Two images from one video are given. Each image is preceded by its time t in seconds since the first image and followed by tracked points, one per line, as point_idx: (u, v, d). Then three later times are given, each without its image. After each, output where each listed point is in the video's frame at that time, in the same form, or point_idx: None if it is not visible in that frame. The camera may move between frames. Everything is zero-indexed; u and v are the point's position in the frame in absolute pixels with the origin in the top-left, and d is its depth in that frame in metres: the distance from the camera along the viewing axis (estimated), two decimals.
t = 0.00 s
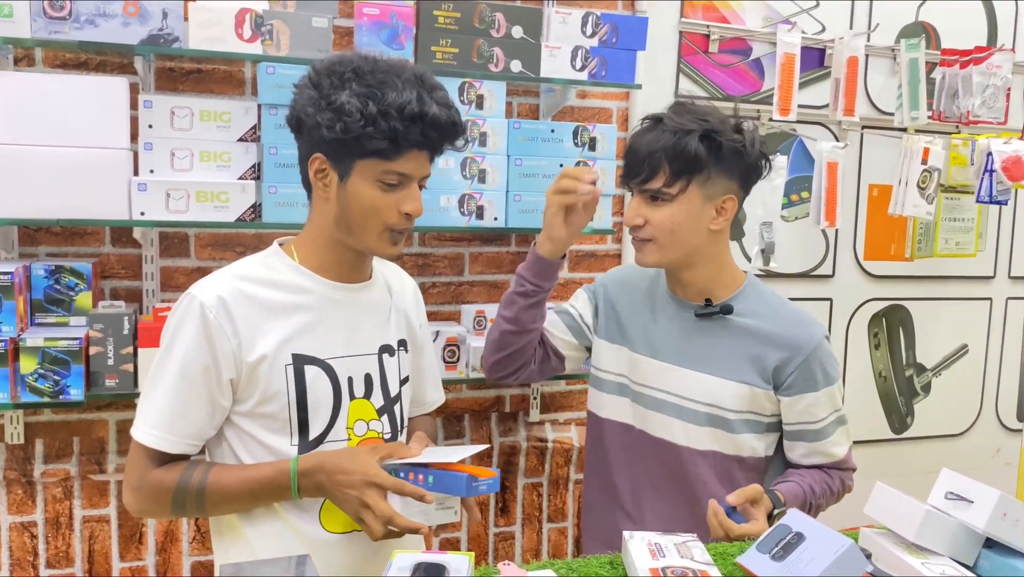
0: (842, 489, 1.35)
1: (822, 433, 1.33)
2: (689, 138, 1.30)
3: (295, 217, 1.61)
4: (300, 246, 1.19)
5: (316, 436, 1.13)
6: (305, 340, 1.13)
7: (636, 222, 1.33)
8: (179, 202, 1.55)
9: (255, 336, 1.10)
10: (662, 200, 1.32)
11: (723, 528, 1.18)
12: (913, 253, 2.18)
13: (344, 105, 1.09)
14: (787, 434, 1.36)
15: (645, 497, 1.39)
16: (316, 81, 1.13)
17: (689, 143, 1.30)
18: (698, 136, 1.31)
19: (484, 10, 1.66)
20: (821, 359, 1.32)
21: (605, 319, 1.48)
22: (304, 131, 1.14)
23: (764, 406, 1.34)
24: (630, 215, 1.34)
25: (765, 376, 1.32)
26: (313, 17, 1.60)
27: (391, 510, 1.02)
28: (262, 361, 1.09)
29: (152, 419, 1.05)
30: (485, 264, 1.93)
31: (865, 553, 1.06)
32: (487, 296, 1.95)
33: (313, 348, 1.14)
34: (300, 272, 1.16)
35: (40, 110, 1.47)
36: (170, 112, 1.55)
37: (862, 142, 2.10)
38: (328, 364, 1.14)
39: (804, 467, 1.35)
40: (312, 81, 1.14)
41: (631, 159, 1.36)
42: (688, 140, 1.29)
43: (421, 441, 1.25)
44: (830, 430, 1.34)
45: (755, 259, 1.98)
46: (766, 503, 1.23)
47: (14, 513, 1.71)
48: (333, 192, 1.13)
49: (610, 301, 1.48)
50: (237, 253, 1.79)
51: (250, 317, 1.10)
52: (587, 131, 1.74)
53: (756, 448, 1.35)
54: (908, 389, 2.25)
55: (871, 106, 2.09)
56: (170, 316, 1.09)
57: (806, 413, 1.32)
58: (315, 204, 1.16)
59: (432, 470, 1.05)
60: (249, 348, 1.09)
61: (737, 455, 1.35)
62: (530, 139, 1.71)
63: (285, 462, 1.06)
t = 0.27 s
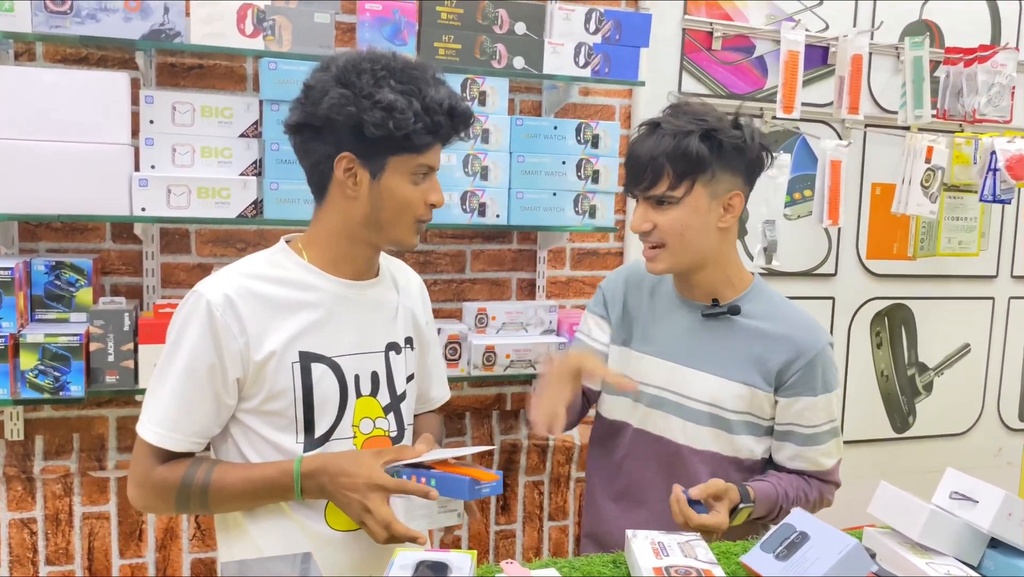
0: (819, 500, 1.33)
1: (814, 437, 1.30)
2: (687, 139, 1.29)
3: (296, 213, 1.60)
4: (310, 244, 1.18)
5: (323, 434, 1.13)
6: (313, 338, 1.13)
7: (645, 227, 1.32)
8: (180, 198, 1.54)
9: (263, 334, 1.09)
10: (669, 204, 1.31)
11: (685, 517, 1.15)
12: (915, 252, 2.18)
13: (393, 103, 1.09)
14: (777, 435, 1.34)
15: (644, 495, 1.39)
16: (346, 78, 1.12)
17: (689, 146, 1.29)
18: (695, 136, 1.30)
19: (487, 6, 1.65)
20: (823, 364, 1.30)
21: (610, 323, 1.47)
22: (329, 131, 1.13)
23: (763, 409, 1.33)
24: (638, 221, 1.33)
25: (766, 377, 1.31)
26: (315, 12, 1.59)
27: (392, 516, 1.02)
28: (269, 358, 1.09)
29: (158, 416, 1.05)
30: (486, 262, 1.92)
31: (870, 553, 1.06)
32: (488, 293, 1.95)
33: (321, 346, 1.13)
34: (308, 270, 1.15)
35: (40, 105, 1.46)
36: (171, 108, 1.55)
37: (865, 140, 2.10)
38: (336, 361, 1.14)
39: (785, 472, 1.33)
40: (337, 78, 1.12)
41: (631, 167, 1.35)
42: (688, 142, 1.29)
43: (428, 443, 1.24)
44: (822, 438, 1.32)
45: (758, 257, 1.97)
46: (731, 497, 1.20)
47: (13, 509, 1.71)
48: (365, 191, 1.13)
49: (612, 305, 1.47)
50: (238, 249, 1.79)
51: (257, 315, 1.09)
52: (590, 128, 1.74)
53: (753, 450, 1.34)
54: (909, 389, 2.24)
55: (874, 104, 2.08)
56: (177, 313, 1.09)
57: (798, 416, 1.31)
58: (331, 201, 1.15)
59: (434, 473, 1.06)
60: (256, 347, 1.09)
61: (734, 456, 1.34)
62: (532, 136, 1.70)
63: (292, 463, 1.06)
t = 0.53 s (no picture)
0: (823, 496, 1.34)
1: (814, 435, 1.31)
2: (685, 135, 1.29)
3: (297, 210, 1.60)
4: (313, 242, 1.18)
5: (327, 431, 1.13)
6: (317, 336, 1.12)
7: (640, 222, 1.32)
8: (181, 194, 1.54)
9: (268, 332, 1.09)
10: (665, 201, 1.31)
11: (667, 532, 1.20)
12: (916, 251, 2.18)
13: (399, 101, 1.09)
14: (779, 433, 1.35)
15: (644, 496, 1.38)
16: (351, 77, 1.11)
17: (687, 141, 1.29)
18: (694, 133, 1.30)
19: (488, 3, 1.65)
20: (824, 362, 1.30)
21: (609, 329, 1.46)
22: (334, 130, 1.12)
23: (766, 408, 1.33)
24: (635, 216, 1.33)
25: (770, 376, 1.31)
26: (316, 8, 1.59)
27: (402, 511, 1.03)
28: (274, 357, 1.09)
29: (160, 415, 1.04)
30: (487, 259, 1.92)
31: (871, 553, 1.06)
32: (489, 291, 1.94)
33: (325, 343, 1.13)
34: (312, 268, 1.15)
35: (40, 100, 1.46)
36: (172, 104, 1.54)
37: (867, 139, 2.09)
38: (339, 359, 1.14)
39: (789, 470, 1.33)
40: (342, 77, 1.11)
41: (630, 161, 1.35)
42: (685, 138, 1.29)
43: (432, 438, 1.25)
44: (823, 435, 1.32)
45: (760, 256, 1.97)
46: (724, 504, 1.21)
47: (13, 506, 1.70)
48: (372, 188, 1.13)
49: (610, 310, 1.47)
50: (239, 246, 1.78)
51: (262, 313, 1.09)
52: (591, 126, 1.73)
53: (756, 449, 1.34)
54: (910, 388, 2.24)
55: (875, 103, 2.08)
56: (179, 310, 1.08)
57: (802, 412, 1.31)
58: (337, 199, 1.15)
59: (435, 471, 1.06)
60: (261, 345, 1.08)
61: (737, 455, 1.34)
62: (534, 134, 1.70)
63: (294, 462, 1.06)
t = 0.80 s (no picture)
0: (821, 494, 1.32)
1: (809, 432, 1.30)
2: (687, 138, 1.29)
3: (296, 207, 1.60)
4: (314, 240, 1.18)
5: (327, 429, 1.14)
6: (317, 333, 1.13)
7: (648, 229, 1.30)
8: (180, 191, 1.54)
9: (270, 330, 1.09)
10: (669, 206, 1.29)
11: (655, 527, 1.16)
12: (915, 250, 2.18)
13: (402, 97, 1.09)
14: (773, 430, 1.34)
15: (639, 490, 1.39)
16: (353, 75, 1.11)
17: (690, 144, 1.28)
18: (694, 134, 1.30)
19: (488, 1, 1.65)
20: (816, 356, 1.30)
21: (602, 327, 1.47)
22: (337, 128, 1.12)
23: (759, 403, 1.33)
24: (639, 224, 1.31)
25: (762, 370, 1.31)
26: (316, 6, 1.59)
27: (405, 504, 1.04)
28: (275, 354, 1.09)
29: (161, 412, 1.04)
30: (486, 257, 1.92)
31: (869, 552, 1.06)
32: (488, 289, 1.94)
33: (325, 341, 1.13)
34: (313, 265, 1.15)
35: (40, 97, 1.46)
36: (171, 101, 1.54)
37: (866, 138, 2.09)
38: (340, 357, 1.14)
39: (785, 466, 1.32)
40: (344, 74, 1.11)
41: (625, 167, 1.33)
42: (688, 140, 1.28)
43: (431, 434, 1.26)
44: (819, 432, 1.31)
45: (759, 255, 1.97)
46: (709, 489, 1.20)
47: (11, 502, 1.71)
48: (373, 185, 1.13)
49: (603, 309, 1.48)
50: (238, 243, 1.79)
51: (263, 310, 1.09)
52: (590, 124, 1.73)
53: (751, 446, 1.34)
54: (908, 387, 2.24)
55: (875, 102, 2.07)
56: (179, 307, 1.08)
57: (793, 409, 1.30)
58: (338, 195, 1.15)
59: (431, 467, 1.07)
60: (261, 343, 1.08)
61: (733, 451, 1.34)
62: (533, 132, 1.70)
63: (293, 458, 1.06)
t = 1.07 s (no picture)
0: (818, 484, 1.34)
1: (803, 420, 1.31)
2: (684, 140, 1.29)
3: (295, 206, 1.60)
4: (315, 239, 1.18)
5: (326, 428, 1.14)
6: (317, 333, 1.13)
7: (644, 232, 1.29)
8: (179, 189, 1.54)
9: (269, 329, 1.09)
10: (666, 208, 1.29)
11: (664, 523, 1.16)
12: (914, 250, 2.19)
13: (410, 101, 1.10)
14: (766, 421, 1.35)
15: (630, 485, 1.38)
16: (365, 76, 1.11)
17: (689, 146, 1.29)
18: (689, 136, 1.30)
19: None
20: (804, 343, 1.32)
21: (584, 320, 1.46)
22: (345, 128, 1.12)
23: (750, 391, 1.34)
24: (637, 227, 1.30)
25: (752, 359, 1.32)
26: (315, 4, 1.59)
27: (404, 510, 1.04)
28: (275, 353, 1.09)
29: (160, 411, 1.05)
30: (485, 256, 1.92)
31: (865, 551, 1.06)
32: (487, 287, 1.95)
33: (325, 340, 1.14)
34: (313, 265, 1.15)
35: (39, 95, 1.46)
36: (171, 99, 1.54)
37: (865, 137, 2.09)
38: (340, 356, 1.14)
39: (782, 457, 1.33)
40: (356, 75, 1.11)
41: (619, 172, 1.33)
42: (686, 142, 1.28)
43: (427, 437, 1.25)
44: (811, 420, 1.33)
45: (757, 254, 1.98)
46: (717, 479, 1.21)
47: (10, 500, 1.71)
48: (382, 188, 1.13)
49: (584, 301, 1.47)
50: (237, 241, 1.79)
51: (262, 309, 1.09)
52: (589, 123, 1.74)
53: (743, 435, 1.35)
54: (906, 386, 2.25)
55: (874, 101, 2.08)
56: (178, 306, 1.08)
57: (785, 398, 1.32)
58: (344, 196, 1.15)
59: (431, 473, 1.07)
60: (261, 343, 1.09)
61: (726, 440, 1.34)
62: (532, 131, 1.70)
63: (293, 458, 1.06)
